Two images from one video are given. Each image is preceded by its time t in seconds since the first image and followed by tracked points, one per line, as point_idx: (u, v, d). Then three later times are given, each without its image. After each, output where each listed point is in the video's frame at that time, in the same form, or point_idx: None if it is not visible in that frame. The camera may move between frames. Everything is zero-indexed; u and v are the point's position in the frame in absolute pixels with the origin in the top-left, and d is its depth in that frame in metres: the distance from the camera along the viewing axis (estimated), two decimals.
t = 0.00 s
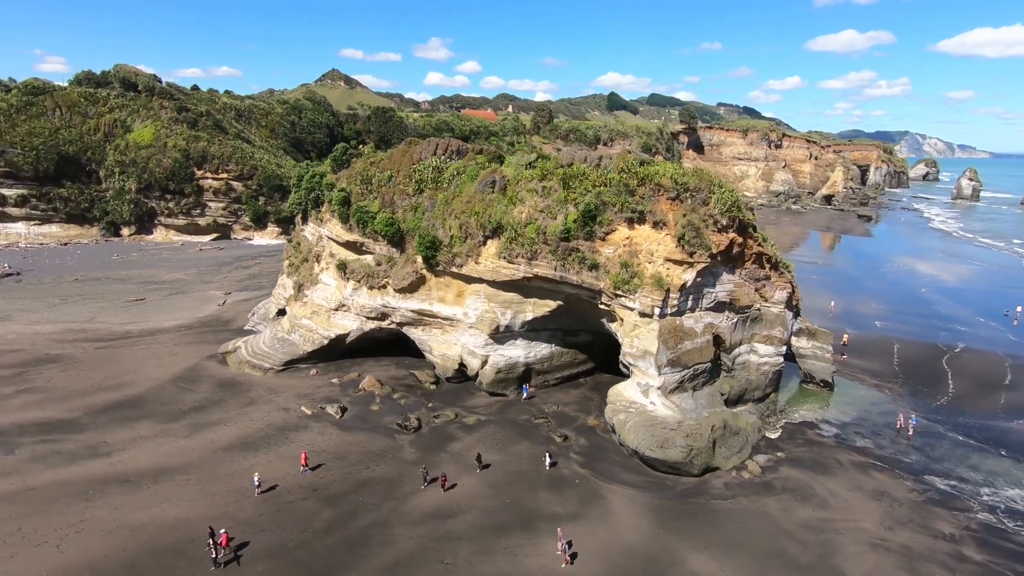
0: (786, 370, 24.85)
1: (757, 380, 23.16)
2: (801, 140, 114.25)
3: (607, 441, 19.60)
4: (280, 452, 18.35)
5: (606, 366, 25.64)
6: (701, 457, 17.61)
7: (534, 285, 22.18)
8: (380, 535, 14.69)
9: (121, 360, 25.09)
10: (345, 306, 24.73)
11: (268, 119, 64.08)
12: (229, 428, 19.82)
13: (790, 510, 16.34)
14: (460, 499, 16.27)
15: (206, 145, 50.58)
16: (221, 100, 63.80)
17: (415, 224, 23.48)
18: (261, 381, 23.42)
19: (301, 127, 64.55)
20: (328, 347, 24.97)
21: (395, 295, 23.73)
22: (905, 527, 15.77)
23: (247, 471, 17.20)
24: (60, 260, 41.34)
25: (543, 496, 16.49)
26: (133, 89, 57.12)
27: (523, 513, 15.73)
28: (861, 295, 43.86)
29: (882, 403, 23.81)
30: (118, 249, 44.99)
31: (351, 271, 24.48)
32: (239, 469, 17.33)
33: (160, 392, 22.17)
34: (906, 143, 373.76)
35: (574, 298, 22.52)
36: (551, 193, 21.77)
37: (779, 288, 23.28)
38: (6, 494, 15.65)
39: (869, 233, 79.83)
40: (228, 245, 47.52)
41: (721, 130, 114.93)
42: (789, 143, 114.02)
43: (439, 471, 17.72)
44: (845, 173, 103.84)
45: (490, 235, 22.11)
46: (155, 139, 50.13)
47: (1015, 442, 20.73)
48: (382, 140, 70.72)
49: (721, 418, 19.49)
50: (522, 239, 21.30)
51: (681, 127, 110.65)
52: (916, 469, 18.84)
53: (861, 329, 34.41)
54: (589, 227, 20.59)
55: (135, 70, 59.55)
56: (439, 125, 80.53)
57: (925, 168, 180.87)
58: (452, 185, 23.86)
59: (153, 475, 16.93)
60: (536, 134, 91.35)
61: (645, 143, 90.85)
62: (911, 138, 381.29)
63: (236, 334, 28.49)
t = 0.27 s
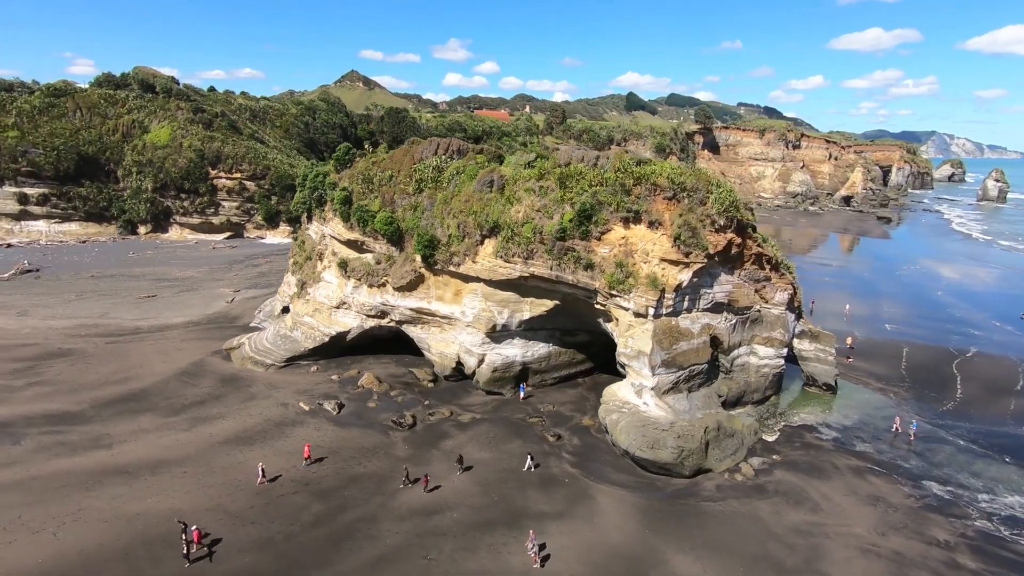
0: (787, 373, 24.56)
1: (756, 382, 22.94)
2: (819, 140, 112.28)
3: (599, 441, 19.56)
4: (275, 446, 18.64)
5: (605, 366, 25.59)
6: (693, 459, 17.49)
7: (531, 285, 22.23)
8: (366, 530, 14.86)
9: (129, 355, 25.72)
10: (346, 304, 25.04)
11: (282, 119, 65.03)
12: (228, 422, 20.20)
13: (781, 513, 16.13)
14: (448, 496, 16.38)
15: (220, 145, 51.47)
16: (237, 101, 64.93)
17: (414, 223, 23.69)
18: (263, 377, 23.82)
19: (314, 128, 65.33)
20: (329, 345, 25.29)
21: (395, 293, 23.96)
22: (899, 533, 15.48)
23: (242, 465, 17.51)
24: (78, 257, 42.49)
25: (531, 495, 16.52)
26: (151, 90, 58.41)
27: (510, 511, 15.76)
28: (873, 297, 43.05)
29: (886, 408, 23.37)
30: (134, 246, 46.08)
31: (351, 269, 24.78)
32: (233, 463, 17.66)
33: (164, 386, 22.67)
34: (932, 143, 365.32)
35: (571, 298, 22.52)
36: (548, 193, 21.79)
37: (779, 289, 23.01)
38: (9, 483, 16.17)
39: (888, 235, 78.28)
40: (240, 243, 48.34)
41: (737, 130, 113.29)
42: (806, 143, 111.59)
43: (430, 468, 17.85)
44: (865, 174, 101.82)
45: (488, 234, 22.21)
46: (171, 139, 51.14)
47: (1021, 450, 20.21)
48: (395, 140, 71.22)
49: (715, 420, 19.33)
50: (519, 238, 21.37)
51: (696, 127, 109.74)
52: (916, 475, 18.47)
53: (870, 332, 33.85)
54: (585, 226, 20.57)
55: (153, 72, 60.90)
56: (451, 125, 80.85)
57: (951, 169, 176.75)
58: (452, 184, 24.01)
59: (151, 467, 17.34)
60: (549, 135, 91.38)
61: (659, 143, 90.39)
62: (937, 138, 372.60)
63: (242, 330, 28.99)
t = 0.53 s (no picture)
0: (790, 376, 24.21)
1: (757, 385, 22.65)
2: (845, 140, 109.20)
3: (593, 440, 19.56)
4: (273, 439, 19.07)
5: (605, 366, 25.53)
6: (683, 460, 17.39)
7: (529, 284, 22.31)
8: (353, 523, 15.12)
9: (141, 348, 26.53)
10: (349, 301, 25.43)
11: (300, 120, 66.15)
12: (230, 415, 20.72)
13: (770, 516, 15.95)
14: (437, 491, 16.56)
15: (239, 146, 52.59)
16: (256, 102, 66.26)
17: (415, 222, 23.95)
18: (267, 372, 24.35)
19: (331, 129, 66.28)
20: (332, 341, 25.72)
21: (396, 291, 24.27)
22: (891, 540, 15.19)
23: (239, 457, 17.95)
24: (101, 254, 43.90)
25: (519, 493, 16.62)
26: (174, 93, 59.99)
27: (496, 508, 15.88)
28: (890, 300, 42.05)
29: (892, 412, 22.86)
30: (154, 244, 47.42)
31: (355, 267, 25.17)
32: (231, 454, 18.11)
33: (172, 380, 23.34)
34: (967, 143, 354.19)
35: (569, 298, 22.53)
36: (547, 192, 21.83)
37: (782, 291, 22.70)
38: (18, 469, 16.87)
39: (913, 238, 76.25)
40: (257, 242, 49.34)
41: (758, 131, 110.52)
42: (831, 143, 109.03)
43: (421, 463, 18.06)
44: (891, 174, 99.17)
45: (486, 233, 22.37)
46: (191, 140, 52.42)
47: None
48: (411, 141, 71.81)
49: (710, 421, 19.17)
50: (516, 238, 21.47)
51: (716, 127, 108.36)
52: (916, 481, 18.06)
53: (882, 336, 33.11)
54: (581, 226, 20.56)
55: (176, 74, 62.48)
56: (468, 126, 81.16)
57: (985, 169, 171.14)
58: (453, 183, 24.20)
59: (152, 457, 17.90)
60: (566, 135, 90.85)
61: (677, 143, 89.60)
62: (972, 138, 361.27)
63: (251, 326, 29.65)
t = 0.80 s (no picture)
0: (792, 379, 23.87)
1: (756, 387, 22.38)
2: (871, 140, 107.09)
3: (585, 440, 19.57)
4: (271, 433, 19.50)
5: (605, 366, 25.50)
6: (673, 461, 17.31)
7: (527, 284, 22.43)
8: (340, 515, 15.40)
9: (153, 343, 27.34)
10: (352, 299, 25.85)
11: (319, 122, 67.28)
12: (232, 408, 21.24)
13: (758, 520, 15.77)
14: (426, 487, 16.77)
15: (257, 146, 53.73)
16: (276, 104, 67.59)
17: (416, 221, 24.24)
18: (271, 368, 24.88)
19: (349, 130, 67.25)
20: (336, 338, 26.16)
21: (397, 289, 24.59)
22: (882, 546, 14.90)
23: (236, 449, 18.42)
24: (123, 251, 45.32)
25: (507, 490, 16.72)
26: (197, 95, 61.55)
27: (482, 505, 16.01)
28: (907, 304, 41.07)
29: (896, 418, 22.38)
30: (174, 242, 48.74)
31: (358, 265, 25.59)
32: (229, 446, 18.59)
33: (179, 373, 24.01)
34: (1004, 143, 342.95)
35: (567, 297, 22.56)
36: (544, 192, 21.91)
37: (783, 292, 22.40)
38: (27, 456, 17.58)
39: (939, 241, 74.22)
40: (273, 240, 50.35)
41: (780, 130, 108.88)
42: (856, 143, 107.17)
43: (413, 459, 18.29)
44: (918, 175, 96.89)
45: (485, 232, 22.56)
46: (212, 141, 53.72)
47: None
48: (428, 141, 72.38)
49: (704, 423, 19.03)
50: (514, 237, 21.60)
51: (737, 127, 106.89)
52: (915, 488, 17.66)
53: (895, 340, 32.31)
54: (578, 225, 20.58)
55: (199, 76, 64.08)
56: (484, 126, 81.65)
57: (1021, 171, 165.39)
58: (454, 183, 24.42)
59: (154, 447, 18.47)
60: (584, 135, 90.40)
61: (696, 143, 88.69)
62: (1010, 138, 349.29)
63: (259, 322, 30.32)
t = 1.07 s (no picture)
0: (792, 383, 23.60)
1: (753, 390, 22.18)
2: (892, 140, 104.61)
3: (577, 440, 19.57)
4: (267, 428, 19.85)
5: (603, 367, 25.45)
6: (662, 463, 17.24)
7: (523, 284, 22.49)
8: (328, 510, 15.63)
9: (160, 339, 27.97)
10: (352, 298, 26.16)
11: (331, 122, 68.08)
12: (231, 403, 21.65)
13: (746, 524, 15.63)
14: (414, 483, 16.93)
15: (270, 146, 54.58)
16: (290, 105, 68.58)
17: (415, 221, 24.47)
18: (273, 364, 25.29)
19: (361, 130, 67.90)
20: (337, 336, 26.51)
21: (396, 288, 24.83)
22: (871, 553, 14.67)
23: (232, 443, 18.79)
24: (138, 249, 46.37)
25: (494, 489, 16.81)
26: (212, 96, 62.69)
27: (468, 503, 16.11)
28: (920, 308, 40.27)
29: (898, 423, 21.99)
30: (188, 240, 49.72)
31: (358, 264, 25.89)
32: (225, 441, 18.95)
33: (183, 369, 24.54)
34: None
35: (563, 298, 22.58)
36: (540, 193, 21.96)
37: (782, 294, 22.15)
38: (31, 447, 18.15)
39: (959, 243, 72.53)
40: (284, 239, 51.07)
41: (797, 131, 106.38)
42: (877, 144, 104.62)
43: (403, 457, 18.46)
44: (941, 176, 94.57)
45: (482, 232, 22.67)
46: (226, 141, 54.68)
47: None
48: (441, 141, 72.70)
49: (696, 425, 18.92)
50: (509, 237, 21.69)
51: (753, 127, 105.59)
52: (910, 494, 17.35)
53: (903, 344, 31.75)
54: (572, 226, 20.60)
55: (215, 78, 65.26)
56: (496, 127, 81.94)
57: None
58: (452, 183, 24.59)
59: (153, 440, 18.92)
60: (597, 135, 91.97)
61: (709, 143, 87.91)
62: None
63: (265, 320, 30.82)
